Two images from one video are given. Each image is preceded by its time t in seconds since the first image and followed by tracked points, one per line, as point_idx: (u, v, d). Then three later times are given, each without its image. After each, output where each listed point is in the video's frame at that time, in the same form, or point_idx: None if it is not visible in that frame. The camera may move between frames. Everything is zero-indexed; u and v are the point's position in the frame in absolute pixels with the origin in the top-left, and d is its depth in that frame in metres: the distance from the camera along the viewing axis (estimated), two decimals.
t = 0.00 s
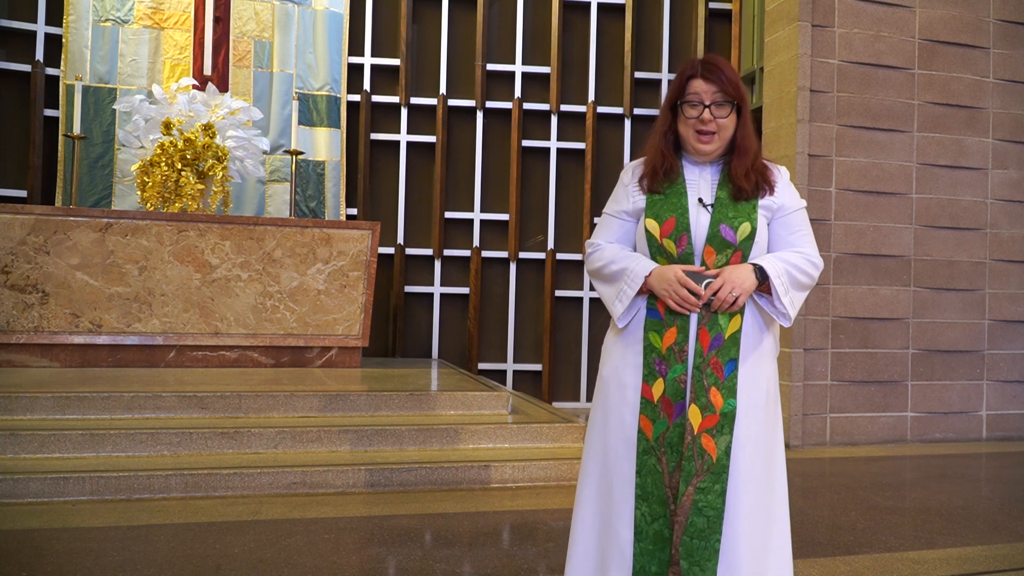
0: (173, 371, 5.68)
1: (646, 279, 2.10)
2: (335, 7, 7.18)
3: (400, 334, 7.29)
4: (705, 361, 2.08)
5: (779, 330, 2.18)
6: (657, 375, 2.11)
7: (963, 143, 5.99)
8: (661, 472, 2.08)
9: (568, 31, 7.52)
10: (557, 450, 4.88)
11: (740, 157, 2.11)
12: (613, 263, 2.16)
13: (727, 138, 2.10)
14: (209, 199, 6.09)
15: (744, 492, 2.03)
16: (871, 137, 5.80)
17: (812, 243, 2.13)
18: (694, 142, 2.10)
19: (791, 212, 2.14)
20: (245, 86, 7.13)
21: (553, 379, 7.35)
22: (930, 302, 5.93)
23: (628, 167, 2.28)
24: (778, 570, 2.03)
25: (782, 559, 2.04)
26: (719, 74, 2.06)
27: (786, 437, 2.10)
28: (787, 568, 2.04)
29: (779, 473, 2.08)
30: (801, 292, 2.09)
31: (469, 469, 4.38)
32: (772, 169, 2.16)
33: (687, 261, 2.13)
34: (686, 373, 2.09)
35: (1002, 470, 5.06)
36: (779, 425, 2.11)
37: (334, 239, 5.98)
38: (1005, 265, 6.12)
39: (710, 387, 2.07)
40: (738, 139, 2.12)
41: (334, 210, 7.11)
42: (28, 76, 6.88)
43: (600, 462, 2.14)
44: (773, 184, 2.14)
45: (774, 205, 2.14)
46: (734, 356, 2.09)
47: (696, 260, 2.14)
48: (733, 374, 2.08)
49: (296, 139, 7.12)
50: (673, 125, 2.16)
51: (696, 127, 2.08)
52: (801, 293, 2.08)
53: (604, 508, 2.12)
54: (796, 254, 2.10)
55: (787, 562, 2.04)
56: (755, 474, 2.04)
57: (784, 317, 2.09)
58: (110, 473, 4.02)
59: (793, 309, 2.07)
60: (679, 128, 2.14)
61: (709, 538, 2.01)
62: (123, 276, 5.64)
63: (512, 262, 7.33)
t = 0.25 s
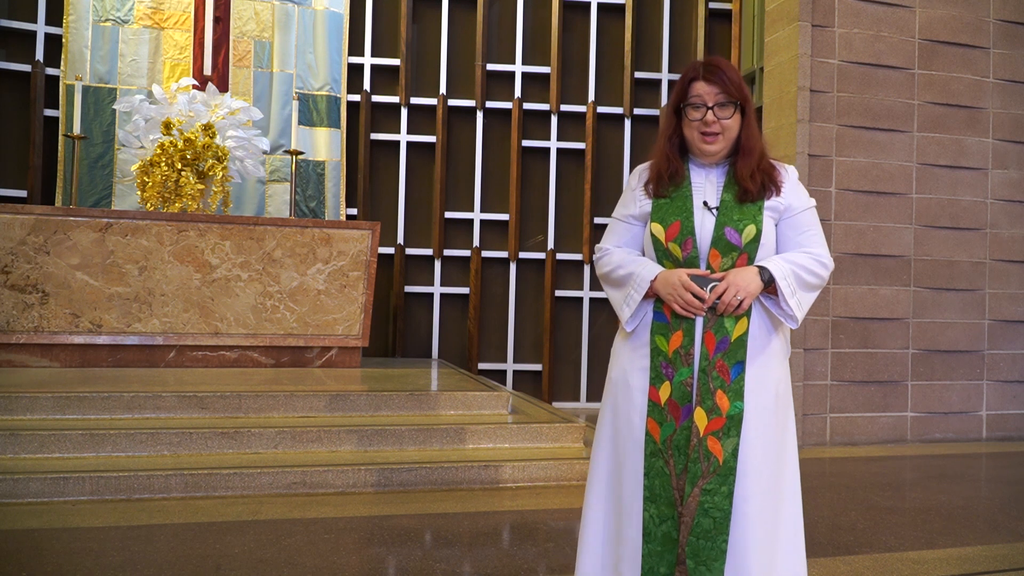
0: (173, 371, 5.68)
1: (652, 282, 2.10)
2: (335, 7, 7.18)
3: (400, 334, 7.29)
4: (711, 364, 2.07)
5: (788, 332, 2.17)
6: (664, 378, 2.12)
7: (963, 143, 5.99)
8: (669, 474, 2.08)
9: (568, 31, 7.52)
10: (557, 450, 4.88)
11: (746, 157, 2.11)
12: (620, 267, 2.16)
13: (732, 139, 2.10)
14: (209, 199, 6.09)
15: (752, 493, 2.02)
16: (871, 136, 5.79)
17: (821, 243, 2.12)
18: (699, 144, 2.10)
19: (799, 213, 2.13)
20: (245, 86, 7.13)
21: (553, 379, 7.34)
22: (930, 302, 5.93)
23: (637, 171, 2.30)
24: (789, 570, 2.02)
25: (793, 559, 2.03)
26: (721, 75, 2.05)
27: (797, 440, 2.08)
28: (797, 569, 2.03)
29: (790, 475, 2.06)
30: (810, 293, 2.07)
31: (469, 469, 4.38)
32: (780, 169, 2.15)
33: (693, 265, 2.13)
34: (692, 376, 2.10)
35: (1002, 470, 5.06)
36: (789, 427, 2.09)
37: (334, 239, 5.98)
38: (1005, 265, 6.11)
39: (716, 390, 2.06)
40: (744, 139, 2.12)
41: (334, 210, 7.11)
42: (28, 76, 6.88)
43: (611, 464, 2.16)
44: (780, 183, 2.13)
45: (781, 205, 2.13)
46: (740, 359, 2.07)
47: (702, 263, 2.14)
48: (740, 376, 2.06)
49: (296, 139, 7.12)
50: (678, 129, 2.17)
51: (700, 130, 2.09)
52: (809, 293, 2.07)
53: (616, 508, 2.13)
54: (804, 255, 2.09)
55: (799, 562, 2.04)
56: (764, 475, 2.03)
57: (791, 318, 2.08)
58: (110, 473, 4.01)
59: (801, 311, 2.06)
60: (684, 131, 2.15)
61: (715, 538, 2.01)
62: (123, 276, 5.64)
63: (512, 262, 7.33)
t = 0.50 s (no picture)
0: (173, 371, 5.68)
1: (656, 284, 2.11)
2: (335, 7, 7.18)
3: (400, 334, 7.29)
4: (716, 365, 2.07)
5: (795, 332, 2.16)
6: (669, 379, 2.11)
7: (963, 143, 5.99)
8: (674, 475, 2.08)
9: (568, 31, 7.52)
10: (557, 450, 4.88)
11: (749, 156, 2.10)
12: (624, 269, 2.18)
13: (735, 138, 2.10)
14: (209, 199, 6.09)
15: (758, 494, 2.01)
16: (871, 137, 5.79)
17: (826, 242, 2.11)
18: (702, 143, 2.10)
19: (804, 212, 2.13)
20: (245, 86, 7.13)
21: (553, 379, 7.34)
22: (930, 302, 5.93)
23: (640, 173, 2.30)
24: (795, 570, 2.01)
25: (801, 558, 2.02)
26: (722, 75, 2.05)
27: (804, 439, 2.08)
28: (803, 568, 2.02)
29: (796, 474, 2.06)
30: (815, 293, 2.07)
31: (468, 469, 4.38)
32: (784, 169, 2.15)
33: (697, 265, 2.13)
34: (697, 376, 2.09)
35: (1002, 470, 5.06)
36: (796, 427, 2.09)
37: (334, 239, 5.98)
38: (1005, 265, 6.11)
39: (720, 391, 2.06)
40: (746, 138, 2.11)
41: (334, 210, 7.11)
42: (28, 76, 6.88)
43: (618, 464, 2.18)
44: (783, 183, 2.12)
45: (786, 205, 2.13)
46: (745, 359, 2.07)
47: (706, 263, 2.14)
48: (745, 376, 2.06)
49: (296, 139, 7.12)
50: (680, 130, 2.16)
51: (702, 130, 2.08)
52: (813, 293, 2.07)
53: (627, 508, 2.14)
54: (809, 255, 2.08)
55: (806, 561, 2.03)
56: (769, 475, 2.03)
57: (795, 318, 2.08)
58: (109, 473, 4.01)
59: (805, 311, 2.06)
60: (686, 132, 2.14)
61: (721, 539, 2.01)
62: (123, 276, 5.65)
63: (512, 262, 7.34)
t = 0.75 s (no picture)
0: (173, 371, 5.68)
1: (657, 282, 2.10)
2: (335, 7, 7.18)
3: (400, 334, 7.29)
4: (716, 365, 2.07)
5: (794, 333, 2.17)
6: (668, 378, 2.11)
7: (963, 143, 5.99)
8: (672, 474, 2.07)
9: (568, 31, 7.52)
10: (557, 450, 4.88)
11: (753, 154, 2.10)
12: (626, 266, 2.16)
13: (738, 135, 2.10)
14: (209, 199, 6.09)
15: (755, 495, 2.02)
16: (871, 136, 5.79)
17: (828, 246, 2.12)
18: (706, 140, 2.10)
19: (808, 215, 2.13)
20: (245, 86, 7.13)
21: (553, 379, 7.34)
22: (930, 302, 5.93)
23: (644, 170, 2.29)
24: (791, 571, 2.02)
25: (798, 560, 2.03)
26: (727, 74, 2.06)
27: (800, 441, 2.09)
28: (800, 569, 2.03)
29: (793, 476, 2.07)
30: (816, 296, 2.08)
31: (468, 469, 4.38)
32: (788, 171, 2.15)
33: (699, 265, 2.13)
34: (697, 376, 2.08)
35: (1002, 470, 5.06)
36: (793, 429, 2.10)
37: (334, 239, 5.98)
38: (1005, 265, 6.11)
39: (720, 391, 2.06)
40: (750, 136, 2.12)
41: (334, 210, 7.11)
42: (28, 76, 6.88)
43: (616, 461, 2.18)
44: (787, 185, 2.12)
45: (789, 207, 2.13)
46: (746, 361, 2.07)
47: (709, 263, 2.14)
48: (745, 377, 2.07)
49: (296, 139, 7.12)
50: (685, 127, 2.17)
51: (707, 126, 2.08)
52: (814, 296, 2.08)
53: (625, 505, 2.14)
54: (810, 257, 2.09)
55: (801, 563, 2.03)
56: (767, 476, 2.03)
57: (796, 321, 2.08)
58: (109, 473, 4.01)
59: (807, 314, 2.07)
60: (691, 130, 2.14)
61: (718, 540, 2.00)
62: (123, 276, 5.64)
63: (512, 262, 7.33)
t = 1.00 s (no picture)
0: (173, 371, 5.68)
1: (658, 283, 2.10)
2: (335, 7, 7.18)
3: (400, 334, 7.29)
4: (717, 365, 2.07)
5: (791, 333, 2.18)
6: (669, 378, 2.10)
7: (963, 143, 5.99)
8: (672, 474, 2.07)
9: (568, 31, 7.52)
10: (557, 450, 4.88)
11: (754, 152, 2.11)
12: (625, 266, 2.16)
13: (739, 133, 2.10)
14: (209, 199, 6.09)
15: (755, 495, 2.03)
16: (871, 136, 5.79)
17: (826, 246, 2.13)
18: (707, 139, 2.10)
19: (806, 216, 2.14)
20: (245, 86, 7.13)
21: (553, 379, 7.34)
22: (930, 302, 5.93)
23: (642, 169, 2.28)
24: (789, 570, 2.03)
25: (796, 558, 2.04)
26: (726, 72, 2.07)
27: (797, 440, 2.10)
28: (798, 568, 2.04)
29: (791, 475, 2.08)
30: (815, 296, 2.09)
31: (468, 469, 4.38)
32: (786, 171, 2.16)
33: (700, 265, 2.12)
34: (697, 376, 2.08)
35: (1002, 470, 5.06)
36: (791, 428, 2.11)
37: (334, 239, 5.98)
38: (1005, 265, 6.11)
39: (721, 391, 2.06)
40: (750, 134, 2.12)
41: (334, 210, 7.11)
42: (28, 76, 6.88)
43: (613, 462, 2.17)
44: (786, 185, 2.13)
45: (789, 207, 2.13)
46: (746, 361, 2.08)
47: (709, 263, 2.13)
48: (745, 377, 2.07)
49: (295, 139, 7.12)
50: (685, 127, 2.17)
51: (707, 124, 2.08)
52: (814, 297, 2.08)
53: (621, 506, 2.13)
54: (809, 258, 2.10)
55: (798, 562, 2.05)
56: (766, 476, 2.04)
57: (797, 321, 2.09)
58: (109, 473, 4.01)
59: (807, 314, 2.07)
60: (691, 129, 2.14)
61: (719, 540, 2.01)
62: (123, 276, 5.65)
63: (512, 262, 7.34)
